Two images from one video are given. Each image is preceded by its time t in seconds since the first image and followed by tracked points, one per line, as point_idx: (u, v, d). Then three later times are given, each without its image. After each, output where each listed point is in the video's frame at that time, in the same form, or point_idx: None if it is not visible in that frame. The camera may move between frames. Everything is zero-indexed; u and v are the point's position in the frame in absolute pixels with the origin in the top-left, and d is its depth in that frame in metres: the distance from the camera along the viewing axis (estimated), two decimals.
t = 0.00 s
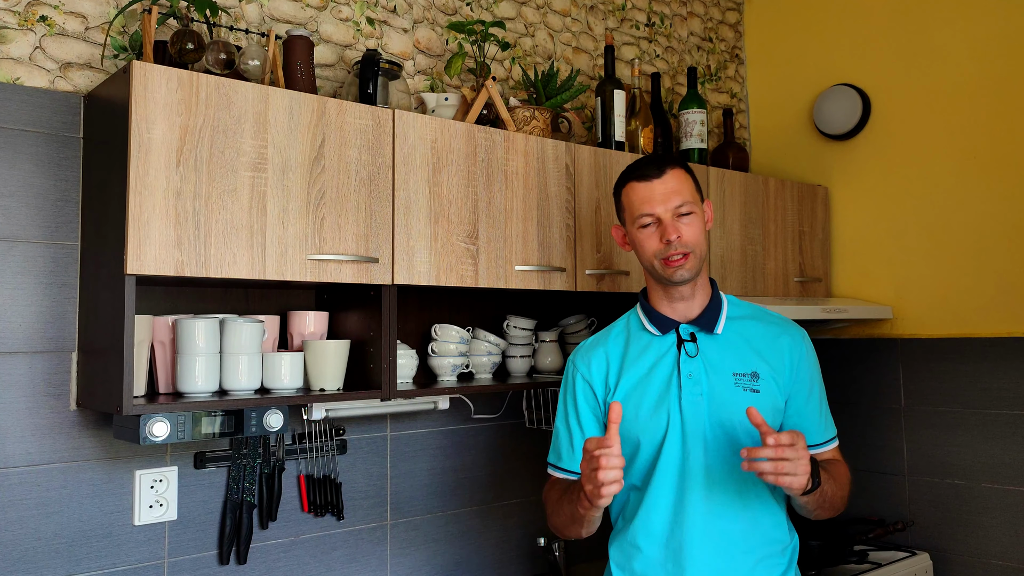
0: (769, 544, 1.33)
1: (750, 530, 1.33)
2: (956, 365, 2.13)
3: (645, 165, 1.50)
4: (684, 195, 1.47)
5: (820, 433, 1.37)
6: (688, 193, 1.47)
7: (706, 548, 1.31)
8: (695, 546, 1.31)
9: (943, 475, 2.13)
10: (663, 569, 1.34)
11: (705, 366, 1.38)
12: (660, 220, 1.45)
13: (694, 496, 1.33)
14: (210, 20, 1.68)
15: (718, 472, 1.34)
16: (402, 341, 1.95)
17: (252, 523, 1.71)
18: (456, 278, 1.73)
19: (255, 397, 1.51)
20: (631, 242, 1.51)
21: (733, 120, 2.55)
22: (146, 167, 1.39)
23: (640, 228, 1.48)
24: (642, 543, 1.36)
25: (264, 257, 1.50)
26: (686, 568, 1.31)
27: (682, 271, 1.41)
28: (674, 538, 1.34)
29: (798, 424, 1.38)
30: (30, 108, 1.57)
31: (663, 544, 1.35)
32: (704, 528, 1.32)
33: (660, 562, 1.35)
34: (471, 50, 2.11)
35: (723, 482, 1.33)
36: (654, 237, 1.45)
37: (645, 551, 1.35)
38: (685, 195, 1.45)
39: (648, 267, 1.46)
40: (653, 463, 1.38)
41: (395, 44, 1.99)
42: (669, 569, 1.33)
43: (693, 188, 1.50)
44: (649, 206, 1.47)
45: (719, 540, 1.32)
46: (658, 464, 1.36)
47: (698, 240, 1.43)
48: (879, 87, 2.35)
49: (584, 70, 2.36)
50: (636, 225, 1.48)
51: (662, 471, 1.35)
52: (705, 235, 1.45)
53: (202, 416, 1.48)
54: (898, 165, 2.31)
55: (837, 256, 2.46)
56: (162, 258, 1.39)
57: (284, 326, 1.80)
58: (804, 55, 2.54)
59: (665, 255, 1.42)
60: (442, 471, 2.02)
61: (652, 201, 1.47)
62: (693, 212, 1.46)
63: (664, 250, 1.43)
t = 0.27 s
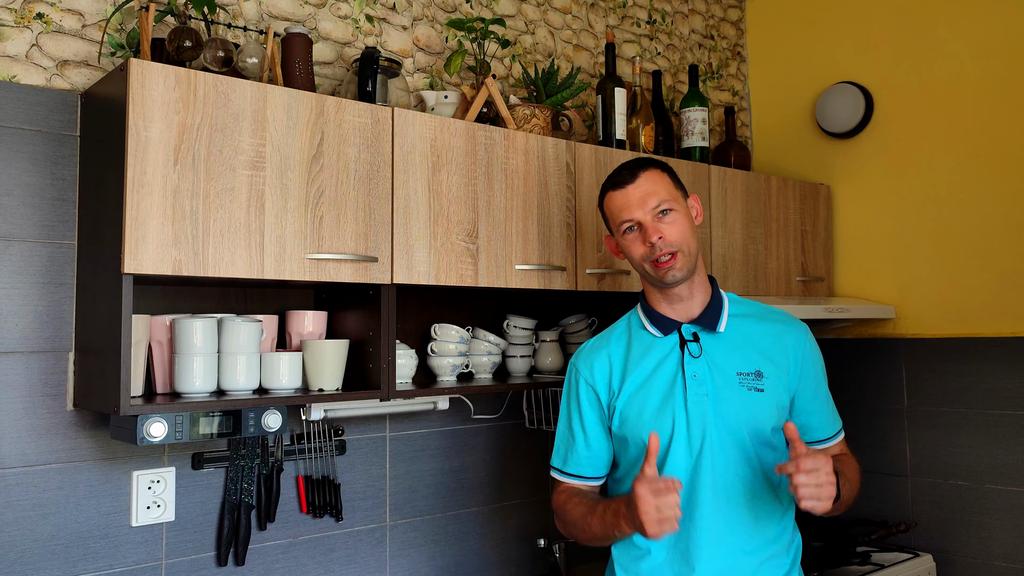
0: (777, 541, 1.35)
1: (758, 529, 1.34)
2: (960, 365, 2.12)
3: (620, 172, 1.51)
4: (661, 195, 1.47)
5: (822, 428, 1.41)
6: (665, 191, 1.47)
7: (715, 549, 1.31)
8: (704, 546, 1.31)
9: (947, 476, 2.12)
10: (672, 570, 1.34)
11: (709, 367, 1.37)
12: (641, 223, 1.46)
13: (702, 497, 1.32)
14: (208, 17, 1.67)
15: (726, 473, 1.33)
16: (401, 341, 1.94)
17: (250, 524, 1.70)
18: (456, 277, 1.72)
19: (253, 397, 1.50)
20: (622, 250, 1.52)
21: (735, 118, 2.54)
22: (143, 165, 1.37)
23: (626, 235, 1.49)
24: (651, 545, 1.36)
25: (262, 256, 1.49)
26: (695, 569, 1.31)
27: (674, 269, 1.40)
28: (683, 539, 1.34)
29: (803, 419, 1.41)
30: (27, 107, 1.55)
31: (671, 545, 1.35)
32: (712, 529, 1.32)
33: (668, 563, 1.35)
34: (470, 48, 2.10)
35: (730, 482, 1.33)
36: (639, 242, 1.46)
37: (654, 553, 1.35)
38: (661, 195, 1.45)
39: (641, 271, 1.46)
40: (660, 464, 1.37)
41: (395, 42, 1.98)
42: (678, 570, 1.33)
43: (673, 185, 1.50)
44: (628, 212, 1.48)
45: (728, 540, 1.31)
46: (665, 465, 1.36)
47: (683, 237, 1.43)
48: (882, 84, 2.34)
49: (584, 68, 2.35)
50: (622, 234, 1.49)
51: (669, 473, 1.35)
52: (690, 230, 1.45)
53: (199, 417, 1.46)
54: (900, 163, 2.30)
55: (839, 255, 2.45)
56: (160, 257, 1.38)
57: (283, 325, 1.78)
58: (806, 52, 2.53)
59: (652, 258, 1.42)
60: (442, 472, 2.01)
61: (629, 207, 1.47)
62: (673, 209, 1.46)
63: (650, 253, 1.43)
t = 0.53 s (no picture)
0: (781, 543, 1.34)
1: (762, 530, 1.32)
2: (963, 365, 2.10)
3: (619, 165, 1.53)
4: (659, 184, 1.48)
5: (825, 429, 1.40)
6: (663, 181, 1.49)
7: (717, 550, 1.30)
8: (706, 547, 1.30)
9: (950, 477, 2.10)
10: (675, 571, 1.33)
11: (712, 367, 1.36)
12: (638, 210, 1.47)
13: (705, 499, 1.31)
14: (206, 14, 1.66)
15: (729, 474, 1.32)
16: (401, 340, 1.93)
17: (248, 525, 1.69)
18: (455, 276, 1.71)
19: (251, 398, 1.49)
20: (620, 243, 1.51)
21: (736, 116, 2.53)
22: (140, 163, 1.36)
23: (624, 224, 1.49)
24: (654, 546, 1.35)
25: (260, 255, 1.47)
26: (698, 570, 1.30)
27: (670, 253, 1.39)
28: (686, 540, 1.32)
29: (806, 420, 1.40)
30: (23, 104, 1.54)
31: (674, 546, 1.34)
32: (715, 531, 1.30)
33: (671, 565, 1.34)
34: (470, 45, 2.09)
35: (733, 484, 1.32)
36: (636, 229, 1.46)
37: (658, 555, 1.34)
38: (657, 183, 1.47)
39: (639, 260, 1.45)
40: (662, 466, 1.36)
41: (394, 39, 1.97)
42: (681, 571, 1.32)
43: (672, 179, 1.52)
44: (626, 200, 1.49)
45: (732, 542, 1.30)
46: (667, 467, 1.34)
47: (681, 222, 1.43)
48: (885, 82, 2.33)
49: (585, 66, 2.33)
50: (620, 224, 1.49)
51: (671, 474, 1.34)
52: (689, 217, 1.44)
53: (197, 417, 1.46)
54: (904, 162, 2.28)
55: (842, 255, 2.44)
56: (157, 257, 1.37)
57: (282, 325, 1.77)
58: (808, 50, 2.52)
59: (649, 242, 1.42)
60: (441, 473, 2.00)
61: (628, 195, 1.49)
62: (671, 198, 1.47)
63: (647, 238, 1.42)
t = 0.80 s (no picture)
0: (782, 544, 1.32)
1: (763, 531, 1.31)
2: (967, 365, 2.09)
3: (629, 160, 1.54)
4: (668, 182, 1.48)
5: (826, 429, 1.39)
6: (673, 179, 1.49)
7: (719, 551, 1.28)
8: (707, 548, 1.28)
9: (954, 477, 2.09)
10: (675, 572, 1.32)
11: (713, 367, 1.35)
12: (646, 205, 1.47)
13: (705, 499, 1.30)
14: (204, 11, 1.64)
15: (729, 474, 1.31)
16: (400, 340, 1.92)
17: (246, 527, 1.68)
18: (455, 275, 1.70)
19: (250, 398, 1.48)
20: (624, 239, 1.51)
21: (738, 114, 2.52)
22: (137, 162, 1.35)
23: (630, 219, 1.48)
24: (654, 547, 1.33)
25: (259, 254, 1.46)
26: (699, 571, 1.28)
27: (675, 248, 1.38)
28: (687, 540, 1.31)
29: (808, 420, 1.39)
30: (19, 102, 1.53)
31: (674, 546, 1.33)
32: (716, 531, 1.29)
33: (671, 566, 1.32)
34: (470, 43, 2.08)
35: (734, 484, 1.31)
36: (643, 224, 1.45)
37: (658, 555, 1.32)
38: (668, 180, 1.47)
39: (643, 256, 1.44)
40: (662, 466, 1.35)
41: (393, 37, 1.95)
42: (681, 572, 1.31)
43: (680, 179, 1.52)
44: (634, 194, 1.49)
45: (733, 542, 1.29)
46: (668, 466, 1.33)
47: (688, 221, 1.42)
48: (889, 80, 2.31)
49: (586, 64, 2.32)
50: (626, 219, 1.49)
51: (671, 473, 1.33)
52: (695, 217, 1.44)
53: (195, 417, 1.45)
54: (907, 160, 2.27)
55: (844, 254, 2.42)
56: (154, 256, 1.35)
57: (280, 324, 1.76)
58: (811, 48, 2.50)
59: (656, 237, 1.41)
60: (441, 473, 1.99)
61: (636, 189, 1.49)
62: (680, 196, 1.47)
63: (655, 233, 1.42)
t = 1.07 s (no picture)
0: (784, 549, 1.32)
1: (765, 535, 1.31)
2: (970, 365, 2.08)
3: (641, 158, 1.50)
4: (681, 185, 1.45)
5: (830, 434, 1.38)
6: (685, 183, 1.45)
7: (721, 556, 1.28)
8: (710, 553, 1.28)
9: (957, 478, 2.08)
10: None
11: (714, 371, 1.34)
12: (657, 209, 1.43)
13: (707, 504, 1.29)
14: (202, 9, 1.63)
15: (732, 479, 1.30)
16: (399, 340, 1.90)
17: (244, 528, 1.66)
18: (455, 275, 1.69)
19: (248, 398, 1.47)
20: (629, 239, 1.48)
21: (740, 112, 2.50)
22: (135, 160, 1.34)
23: (639, 221, 1.45)
24: (656, 552, 1.33)
25: (257, 253, 1.45)
26: None
27: (682, 259, 1.37)
28: (689, 545, 1.31)
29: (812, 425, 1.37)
30: (16, 100, 1.52)
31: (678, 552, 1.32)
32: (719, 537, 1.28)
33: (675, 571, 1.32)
34: (470, 40, 2.06)
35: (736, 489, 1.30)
36: (652, 228, 1.43)
37: (660, 560, 1.32)
38: (681, 184, 1.43)
39: (649, 261, 1.42)
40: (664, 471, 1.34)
41: (392, 34, 1.94)
42: None
43: (691, 180, 1.48)
44: (644, 196, 1.45)
45: (735, 547, 1.29)
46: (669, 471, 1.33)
47: (697, 230, 1.40)
48: (892, 78, 2.30)
49: (586, 61, 2.31)
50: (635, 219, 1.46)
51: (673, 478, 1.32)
52: (704, 224, 1.42)
53: (192, 417, 1.43)
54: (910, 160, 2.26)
55: (847, 253, 2.41)
56: (152, 255, 1.34)
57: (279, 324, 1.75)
58: (814, 46, 2.49)
59: (664, 244, 1.39)
60: (441, 474, 1.98)
61: (647, 191, 1.45)
62: (691, 202, 1.44)
63: (663, 239, 1.40)
